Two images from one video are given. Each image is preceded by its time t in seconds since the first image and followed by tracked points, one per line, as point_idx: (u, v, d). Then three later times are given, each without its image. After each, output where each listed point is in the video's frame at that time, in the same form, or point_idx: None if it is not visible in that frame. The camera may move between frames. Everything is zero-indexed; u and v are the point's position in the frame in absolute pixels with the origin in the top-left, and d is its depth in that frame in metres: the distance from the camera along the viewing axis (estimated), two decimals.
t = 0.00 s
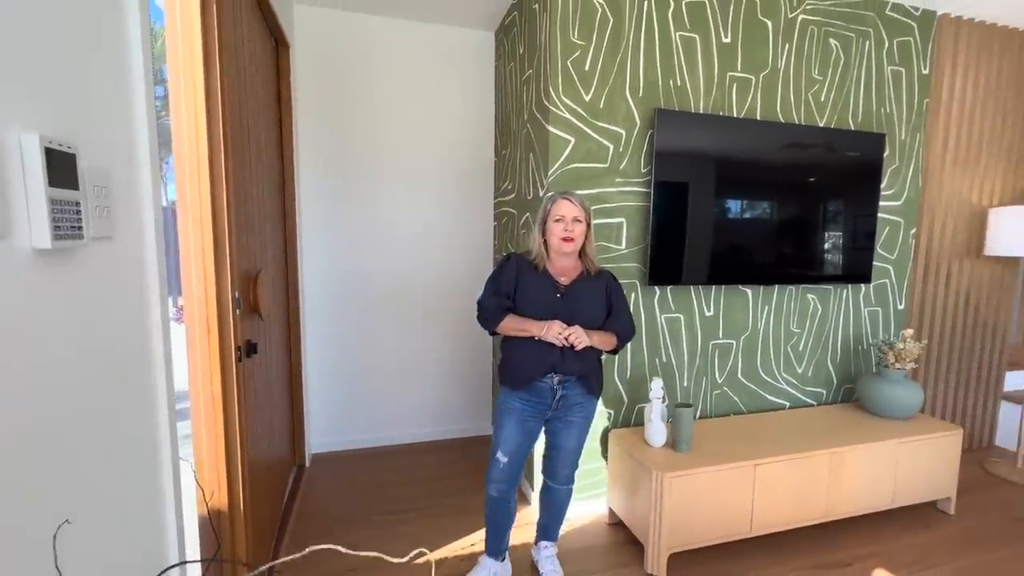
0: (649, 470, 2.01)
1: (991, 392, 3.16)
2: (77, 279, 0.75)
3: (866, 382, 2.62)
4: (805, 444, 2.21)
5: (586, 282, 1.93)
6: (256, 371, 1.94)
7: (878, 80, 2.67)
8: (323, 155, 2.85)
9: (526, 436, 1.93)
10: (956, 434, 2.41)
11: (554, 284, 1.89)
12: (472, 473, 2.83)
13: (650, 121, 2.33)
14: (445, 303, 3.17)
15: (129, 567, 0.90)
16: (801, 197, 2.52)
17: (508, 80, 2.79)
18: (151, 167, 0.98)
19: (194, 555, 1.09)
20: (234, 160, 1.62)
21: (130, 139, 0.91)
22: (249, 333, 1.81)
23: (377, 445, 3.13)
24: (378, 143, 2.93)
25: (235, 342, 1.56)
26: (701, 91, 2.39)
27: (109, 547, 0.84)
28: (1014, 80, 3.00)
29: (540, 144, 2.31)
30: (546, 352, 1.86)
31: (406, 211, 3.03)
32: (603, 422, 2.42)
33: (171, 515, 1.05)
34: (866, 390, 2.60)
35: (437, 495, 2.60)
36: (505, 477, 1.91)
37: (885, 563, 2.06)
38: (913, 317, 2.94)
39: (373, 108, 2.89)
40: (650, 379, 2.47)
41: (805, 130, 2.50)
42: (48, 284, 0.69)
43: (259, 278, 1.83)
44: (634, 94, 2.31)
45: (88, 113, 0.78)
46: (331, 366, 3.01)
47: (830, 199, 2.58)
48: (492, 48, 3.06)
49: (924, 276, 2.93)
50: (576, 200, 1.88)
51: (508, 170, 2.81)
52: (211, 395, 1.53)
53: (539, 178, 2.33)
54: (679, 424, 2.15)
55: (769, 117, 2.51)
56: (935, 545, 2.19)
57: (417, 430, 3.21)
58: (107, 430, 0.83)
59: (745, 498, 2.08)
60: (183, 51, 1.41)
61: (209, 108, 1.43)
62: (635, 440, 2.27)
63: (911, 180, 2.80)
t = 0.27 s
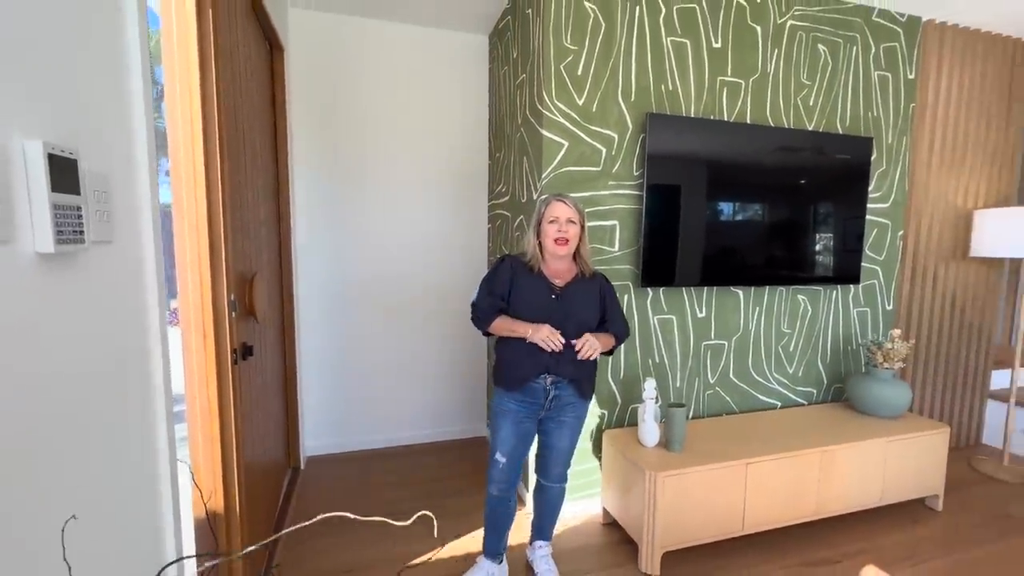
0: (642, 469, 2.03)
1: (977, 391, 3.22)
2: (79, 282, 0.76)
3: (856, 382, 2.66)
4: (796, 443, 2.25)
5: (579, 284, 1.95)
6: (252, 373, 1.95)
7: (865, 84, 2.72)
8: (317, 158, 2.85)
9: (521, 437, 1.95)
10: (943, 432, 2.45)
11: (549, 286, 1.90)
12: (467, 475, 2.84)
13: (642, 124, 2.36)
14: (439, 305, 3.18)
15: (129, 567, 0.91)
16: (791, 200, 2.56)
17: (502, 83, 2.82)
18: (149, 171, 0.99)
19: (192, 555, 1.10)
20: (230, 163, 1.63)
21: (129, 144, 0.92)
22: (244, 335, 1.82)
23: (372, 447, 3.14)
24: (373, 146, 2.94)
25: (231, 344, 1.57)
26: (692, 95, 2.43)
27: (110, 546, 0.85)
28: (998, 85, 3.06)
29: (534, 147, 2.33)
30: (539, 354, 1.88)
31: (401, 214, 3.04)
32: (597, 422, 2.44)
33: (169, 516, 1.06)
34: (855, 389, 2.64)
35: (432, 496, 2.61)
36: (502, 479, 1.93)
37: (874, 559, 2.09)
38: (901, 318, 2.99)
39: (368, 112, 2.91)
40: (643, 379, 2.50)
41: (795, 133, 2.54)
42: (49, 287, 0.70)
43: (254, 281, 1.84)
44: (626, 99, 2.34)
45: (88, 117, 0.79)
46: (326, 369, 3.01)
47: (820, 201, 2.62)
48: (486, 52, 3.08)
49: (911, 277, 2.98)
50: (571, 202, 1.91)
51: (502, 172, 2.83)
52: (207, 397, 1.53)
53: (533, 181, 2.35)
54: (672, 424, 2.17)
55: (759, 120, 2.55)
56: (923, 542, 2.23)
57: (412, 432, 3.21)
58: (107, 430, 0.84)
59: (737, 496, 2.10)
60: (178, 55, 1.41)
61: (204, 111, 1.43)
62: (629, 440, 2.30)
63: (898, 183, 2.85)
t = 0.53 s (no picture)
0: (638, 468, 2.05)
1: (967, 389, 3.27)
2: (82, 284, 0.77)
3: (848, 381, 2.69)
4: (790, 442, 2.27)
5: (574, 286, 1.96)
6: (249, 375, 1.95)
7: (855, 87, 2.76)
8: (313, 160, 2.85)
9: (517, 438, 1.96)
10: (934, 430, 2.49)
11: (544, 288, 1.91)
12: (463, 476, 2.84)
13: (637, 127, 2.39)
14: (436, 307, 3.19)
15: (130, 568, 0.91)
16: (784, 201, 2.59)
17: (498, 86, 2.83)
18: (149, 174, 0.99)
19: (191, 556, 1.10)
20: (228, 166, 1.63)
21: (129, 146, 0.93)
22: (242, 337, 1.82)
23: (368, 449, 3.14)
24: (369, 148, 2.95)
25: (228, 345, 1.57)
26: (686, 98, 2.46)
27: (112, 546, 0.85)
28: (986, 88, 3.11)
29: (530, 149, 2.34)
30: (534, 355, 1.90)
31: (397, 215, 3.05)
32: (593, 422, 2.46)
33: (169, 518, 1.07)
34: (848, 388, 2.68)
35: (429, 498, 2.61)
36: (499, 480, 1.95)
37: (867, 556, 2.12)
38: (893, 318, 3.03)
39: (364, 114, 2.91)
40: (639, 379, 2.52)
41: (788, 135, 2.57)
42: (53, 289, 0.71)
43: (251, 283, 1.84)
44: (621, 101, 2.36)
45: (91, 121, 0.80)
46: (322, 371, 3.01)
47: (812, 202, 2.65)
48: (481, 55, 3.10)
49: (902, 277, 3.02)
50: (565, 204, 1.91)
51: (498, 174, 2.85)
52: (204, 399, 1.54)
53: (528, 182, 2.37)
54: (667, 423, 2.19)
55: (752, 123, 2.58)
56: (915, 539, 2.25)
57: (408, 433, 3.22)
58: (109, 431, 0.84)
59: (732, 495, 2.13)
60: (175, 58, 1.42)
61: (202, 114, 1.44)
62: (625, 440, 2.31)
63: (889, 184, 2.89)
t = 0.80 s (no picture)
0: (636, 468, 2.06)
1: (960, 388, 3.30)
2: (86, 285, 0.78)
3: (843, 380, 2.71)
4: (785, 441, 2.29)
5: (570, 287, 1.97)
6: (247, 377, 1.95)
7: (849, 89, 2.79)
8: (310, 162, 2.86)
9: (514, 438, 1.97)
10: (928, 429, 2.51)
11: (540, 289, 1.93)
12: (461, 477, 2.85)
13: (633, 129, 2.41)
14: (433, 308, 3.20)
15: (132, 567, 0.92)
16: (780, 201, 2.61)
17: (495, 88, 2.85)
18: (149, 175, 1.00)
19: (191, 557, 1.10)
20: (227, 168, 1.64)
21: (131, 149, 0.93)
22: (240, 338, 1.83)
23: (365, 450, 3.14)
24: (366, 150, 2.96)
25: (226, 347, 1.57)
26: (682, 100, 2.48)
27: (114, 546, 0.86)
28: (977, 90, 3.15)
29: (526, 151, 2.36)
30: (531, 356, 1.91)
31: (394, 217, 3.06)
32: (590, 422, 2.47)
33: (169, 517, 1.07)
34: (842, 387, 2.70)
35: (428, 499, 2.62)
36: (496, 480, 1.95)
37: (863, 554, 2.14)
38: (887, 317, 3.06)
39: (361, 116, 2.92)
40: (636, 379, 2.53)
41: (782, 137, 2.59)
42: (57, 290, 0.71)
43: (250, 284, 1.85)
44: (617, 103, 2.38)
45: (94, 125, 0.81)
46: (319, 372, 3.01)
47: (806, 203, 2.67)
48: (478, 57, 3.11)
49: (896, 277, 3.05)
50: (560, 206, 1.93)
51: (496, 175, 2.86)
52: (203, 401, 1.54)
53: (525, 184, 2.38)
54: (665, 422, 2.20)
55: (747, 124, 2.60)
56: (910, 536, 2.27)
57: (407, 435, 3.23)
58: (112, 431, 0.85)
59: (728, 494, 2.14)
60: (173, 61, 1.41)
61: (201, 116, 1.44)
62: (622, 440, 2.32)
63: (882, 185, 2.92)
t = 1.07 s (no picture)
0: (634, 468, 2.07)
1: (956, 388, 3.33)
2: (91, 287, 0.79)
3: (840, 380, 2.73)
4: (783, 441, 2.30)
5: (569, 287, 1.98)
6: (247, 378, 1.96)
7: (845, 91, 2.81)
8: (309, 163, 2.87)
9: (513, 438, 1.98)
10: (924, 428, 2.53)
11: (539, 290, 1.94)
12: (460, 478, 2.85)
13: (631, 130, 2.42)
14: (432, 309, 3.20)
15: (134, 566, 0.92)
16: (777, 202, 2.63)
17: (493, 90, 2.86)
18: (152, 178, 1.01)
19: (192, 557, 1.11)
20: (227, 170, 1.64)
21: (135, 151, 0.94)
22: (241, 339, 1.83)
23: (364, 451, 3.14)
24: (365, 152, 2.97)
25: (226, 348, 1.58)
26: (680, 101, 2.49)
27: (117, 545, 0.87)
28: (971, 92, 3.18)
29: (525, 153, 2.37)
30: (530, 356, 1.92)
31: (392, 219, 3.07)
32: (589, 423, 2.48)
33: (171, 517, 1.08)
34: (839, 387, 2.71)
35: (427, 499, 2.63)
36: (496, 481, 1.96)
37: (860, 553, 2.15)
38: (883, 317, 3.08)
39: (360, 118, 2.93)
40: (634, 380, 2.54)
41: (779, 138, 2.61)
42: (63, 291, 0.72)
43: (250, 285, 1.86)
44: (615, 105, 2.39)
45: (99, 127, 0.81)
46: (318, 374, 3.02)
47: (803, 204, 2.69)
48: (477, 60, 3.13)
49: (892, 278, 3.07)
50: (557, 207, 1.95)
51: (494, 177, 2.87)
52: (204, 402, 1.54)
53: (524, 185, 2.39)
54: (663, 423, 2.21)
55: (744, 126, 2.62)
56: (906, 535, 2.29)
57: (406, 436, 3.23)
58: (116, 432, 0.86)
59: (726, 493, 2.15)
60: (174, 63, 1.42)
61: (202, 118, 1.44)
62: (621, 440, 2.33)
63: (878, 186, 2.94)
